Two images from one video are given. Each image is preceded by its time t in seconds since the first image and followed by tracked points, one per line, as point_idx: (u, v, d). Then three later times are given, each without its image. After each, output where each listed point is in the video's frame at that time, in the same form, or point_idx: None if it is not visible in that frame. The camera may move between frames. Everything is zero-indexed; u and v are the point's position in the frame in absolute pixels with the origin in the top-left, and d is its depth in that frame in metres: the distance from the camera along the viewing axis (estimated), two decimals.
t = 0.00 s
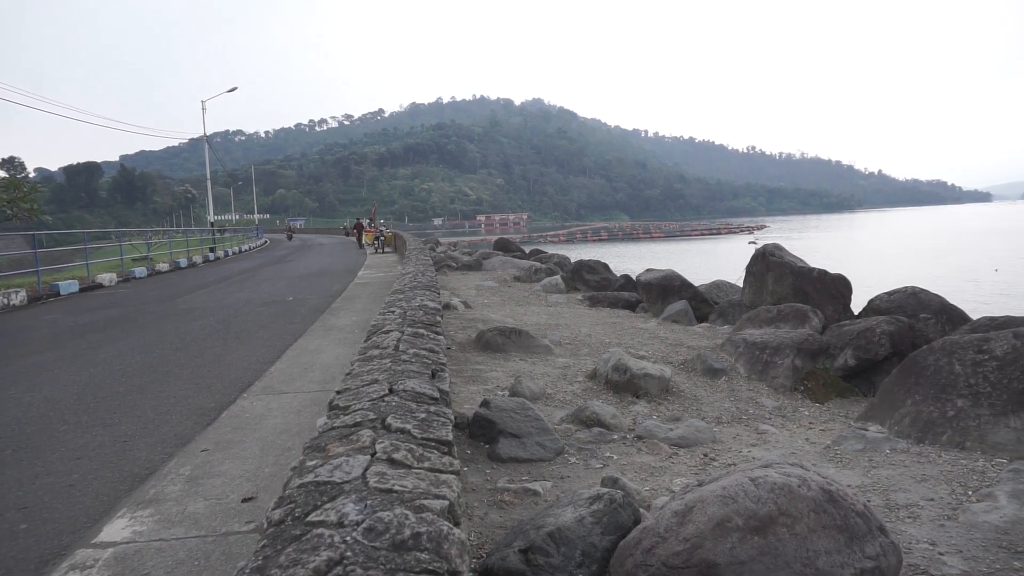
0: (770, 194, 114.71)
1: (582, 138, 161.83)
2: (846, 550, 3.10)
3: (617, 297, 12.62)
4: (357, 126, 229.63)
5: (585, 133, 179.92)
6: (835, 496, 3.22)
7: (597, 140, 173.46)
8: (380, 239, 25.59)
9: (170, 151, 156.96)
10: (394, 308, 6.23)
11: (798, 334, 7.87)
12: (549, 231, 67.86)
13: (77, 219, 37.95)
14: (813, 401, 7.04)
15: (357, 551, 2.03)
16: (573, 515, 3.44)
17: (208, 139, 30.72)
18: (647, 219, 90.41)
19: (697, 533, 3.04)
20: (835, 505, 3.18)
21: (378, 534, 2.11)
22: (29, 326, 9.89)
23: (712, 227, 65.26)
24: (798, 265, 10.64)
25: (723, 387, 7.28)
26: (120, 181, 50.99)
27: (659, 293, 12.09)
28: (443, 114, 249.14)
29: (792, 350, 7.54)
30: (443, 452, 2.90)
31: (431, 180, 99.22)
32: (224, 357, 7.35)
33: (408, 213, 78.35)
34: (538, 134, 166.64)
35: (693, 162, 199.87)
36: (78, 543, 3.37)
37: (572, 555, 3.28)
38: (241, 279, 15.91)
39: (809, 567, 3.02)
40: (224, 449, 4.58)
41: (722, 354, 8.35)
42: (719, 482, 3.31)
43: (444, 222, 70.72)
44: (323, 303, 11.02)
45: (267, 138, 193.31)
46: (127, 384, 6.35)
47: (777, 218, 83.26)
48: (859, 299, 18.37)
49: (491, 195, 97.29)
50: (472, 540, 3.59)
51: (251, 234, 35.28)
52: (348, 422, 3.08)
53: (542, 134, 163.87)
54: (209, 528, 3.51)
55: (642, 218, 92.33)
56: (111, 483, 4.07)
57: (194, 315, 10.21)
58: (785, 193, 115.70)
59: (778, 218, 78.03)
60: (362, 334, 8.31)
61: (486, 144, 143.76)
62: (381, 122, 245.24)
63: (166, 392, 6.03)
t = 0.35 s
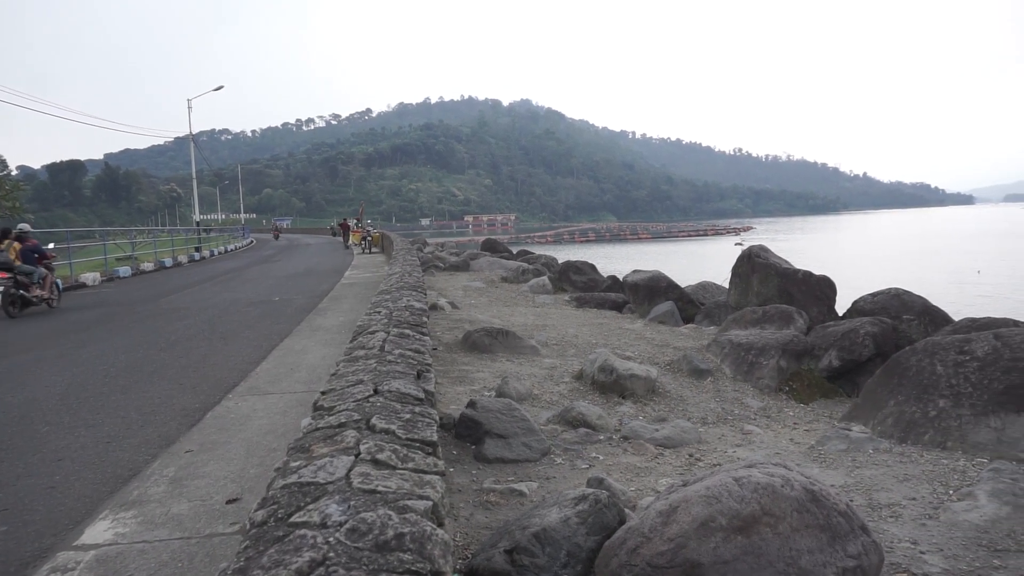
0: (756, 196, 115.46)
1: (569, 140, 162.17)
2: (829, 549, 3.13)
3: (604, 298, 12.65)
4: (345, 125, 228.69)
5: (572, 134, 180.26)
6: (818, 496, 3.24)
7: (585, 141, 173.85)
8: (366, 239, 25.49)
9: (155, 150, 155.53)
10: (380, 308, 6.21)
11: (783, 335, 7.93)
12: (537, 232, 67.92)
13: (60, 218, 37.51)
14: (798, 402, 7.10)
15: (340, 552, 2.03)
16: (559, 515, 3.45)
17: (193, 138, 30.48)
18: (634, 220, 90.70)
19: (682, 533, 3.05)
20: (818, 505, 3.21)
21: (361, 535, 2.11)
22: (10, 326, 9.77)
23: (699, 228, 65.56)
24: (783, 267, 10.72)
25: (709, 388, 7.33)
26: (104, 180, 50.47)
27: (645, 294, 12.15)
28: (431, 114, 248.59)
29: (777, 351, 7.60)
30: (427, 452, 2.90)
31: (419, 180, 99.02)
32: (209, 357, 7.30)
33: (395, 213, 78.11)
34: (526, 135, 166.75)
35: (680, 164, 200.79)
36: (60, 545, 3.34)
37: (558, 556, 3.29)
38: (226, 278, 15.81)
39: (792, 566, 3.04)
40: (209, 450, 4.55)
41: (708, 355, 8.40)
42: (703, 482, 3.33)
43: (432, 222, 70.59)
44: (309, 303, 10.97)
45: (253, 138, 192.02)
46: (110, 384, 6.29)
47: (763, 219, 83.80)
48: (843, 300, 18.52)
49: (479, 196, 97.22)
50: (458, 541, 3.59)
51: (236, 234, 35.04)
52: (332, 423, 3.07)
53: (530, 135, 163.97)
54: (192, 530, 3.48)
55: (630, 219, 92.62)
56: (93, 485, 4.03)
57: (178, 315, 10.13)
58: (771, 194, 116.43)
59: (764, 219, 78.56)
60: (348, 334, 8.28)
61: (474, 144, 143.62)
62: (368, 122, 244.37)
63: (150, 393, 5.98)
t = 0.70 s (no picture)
0: (744, 198, 116.25)
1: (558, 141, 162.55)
2: (813, 550, 3.15)
3: (592, 298, 12.68)
4: (333, 125, 227.99)
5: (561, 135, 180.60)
6: (803, 496, 3.27)
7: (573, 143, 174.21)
8: (355, 240, 25.43)
9: (141, 149, 154.30)
10: (367, 309, 6.20)
11: (770, 336, 7.98)
12: (526, 233, 67.97)
13: (45, 217, 37.09)
14: (784, 402, 7.15)
15: (324, 553, 2.02)
16: (545, 516, 3.46)
17: (180, 138, 30.28)
18: (623, 221, 90.97)
19: (667, 533, 3.07)
20: (803, 505, 3.24)
21: (346, 536, 2.11)
22: None
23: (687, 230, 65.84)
24: (770, 268, 10.79)
25: (696, 389, 7.36)
26: (90, 179, 50.01)
27: (634, 294, 12.20)
28: (421, 114, 248.66)
29: (763, 351, 7.65)
30: (414, 453, 2.89)
31: (408, 181, 98.81)
32: (195, 358, 7.25)
33: (384, 214, 77.87)
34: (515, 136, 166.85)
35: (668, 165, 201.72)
36: (42, 548, 3.31)
37: (545, 557, 3.29)
38: (214, 279, 15.71)
39: (777, 566, 3.07)
40: (195, 451, 4.52)
41: (695, 356, 8.44)
42: (688, 483, 3.34)
43: (421, 223, 70.47)
44: (297, 303, 10.93)
45: (241, 137, 190.90)
46: (94, 385, 6.24)
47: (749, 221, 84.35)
48: (829, 302, 18.64)
49: (468, 196, 97.19)
50: (446, 542, 3.58)
51: (224, 234, 34.82)
52: (318, 423, 3.06)
53: (519, 136, 164.06)
54: (178, 532, 3.46)
55: (619, 220, 92.91)
56: (76, 486, 4.00)
57: (165, 316, 10.06)
58: (759, 197, 117.13)
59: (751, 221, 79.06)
60: (336, 335, 8.26)
61: (463, 145, 143.54)
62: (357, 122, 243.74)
63: (135, 394, 5.93)
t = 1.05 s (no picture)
0: (732, 200, 116.89)
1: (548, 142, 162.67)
2: (800, 550, 3.17)
3: (582, 300, 12.71)
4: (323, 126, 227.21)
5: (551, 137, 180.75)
6: (789, 497, 3.29)
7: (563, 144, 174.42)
8: (344, 242, 25.34)
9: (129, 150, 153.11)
10: (356, 311, 6.18)
11: (758, 338, 8.02)
12: (516, 235, 67.90)
13: (31, 219, 36.75)
14: (772, 404, 7.19)
15: (311, 557, 2.02)
16: (534, 519, 3.46)
17: (168, 139, 30.07)
18: (612, 223, 91.21)
19: (655, 535, 3.07)
20: (790, 506, 3.25)
21: (333, 540, 2.10)
22: None
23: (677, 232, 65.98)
24: (758, 270, 10.84)
25: (685, 390, 7.39)
26: (76, 180, 49.61)
27: (623, 296, 12.23)
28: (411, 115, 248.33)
29: (752, 353, 7.68)
30: (401, 457, 2.89)
31: (398, 182, 98.62)
32: (183, 361, 7.20)
33: (373, 215, 77.67)
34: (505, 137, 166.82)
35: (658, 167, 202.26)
36: (27, 553, 3.28)
37: (533, 559, 3.30)
38: (202, 280, 15.61)
39: (763, 567, 3.08)
40: (182, 455, 4.49)
41: (684, 358, 8.47)
42: (676, 485, 3.35)
43: (410, 224, 70.31)
44: (286, 306, 10.88)
45: (229, 138, 189.83)
46: (80, 388, 6.19)
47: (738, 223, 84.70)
48: (817, 304, 18.75)
49: (458, 198, 97.08)
50: (434, 545, 3.58)
51: (212, 236, 34.61)
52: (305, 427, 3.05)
53: (509, 137, 163.97)
54: (164, 536, 3.44)
55: (609, 222, 93.09)
56: (62, 490, 3.97)
57: (153, 318, 9.99)
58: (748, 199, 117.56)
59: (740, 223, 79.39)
60: (325, 337, 8.23)
61: (453, 147, 143.39)
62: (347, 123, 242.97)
63: (122, 397, 5.89)
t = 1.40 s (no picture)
0: (721, 204, 117.54)
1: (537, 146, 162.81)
2: (786, 554, 3.19)
3: (572, 305, 12.73)
4: (312, 130, 226.54)
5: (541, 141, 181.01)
6: (776, 501, 3.31)
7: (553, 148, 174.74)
8: (333, 246, 25.27)
9: (116, 153, 152.12)
10: (345, 316, 6.16)
11: (746, 342, 8.06)
12: (505, 239, 67.88)
13: (16, 222, 36.44)
14: (760, 407, 7.22)
15: (296, 564, 2.02)
16: (523, 523, 3.46)
17: (156, 143, 29.91)
18: (602, 227, 91.45)
19: (643, 539, 3.08)
20: (777, 509, 3.27)
21: (318, 546, 2.10)
22: None
23: (665, 236, 66.13)
24: (746, 275, 10.90)
25: (674, 394, 7.42)
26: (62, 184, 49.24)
27: (612, 301, 12.26)
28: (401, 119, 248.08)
29: (740, 357, 7.72)
30: (388, 462, 2.89)
31: (387, 186, 98.47)
32: (170, 366, 7.16)
33: (363, 219, 77.48)
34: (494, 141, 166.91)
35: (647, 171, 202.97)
36: (11, 561, 3.25)
37: (521, 564, 3.30)
38: (190, 285, 15.51)
39: (750, 571, 3.10)
40: (169, 461, 4.46)
41: (673, 362, 8.50)
42: (664, 489, 3.37)
43: (400, 228, 70.20)
44: (275, 310, 10.83)
45: (218, 142, 188.89)
46: (65, 394, 6.14)
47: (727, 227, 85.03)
48: (805, 308, 18.85)
49: (448, 202, 97.02)
50: (422, 551, 3.57)
51: (200, 240, 34.43)
52: (292, 433, 3.04)
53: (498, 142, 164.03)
54: (150, 543, 3.42)
55: (598, 226, 93.30)
56: (46, 497, 3.93)
57: (140, 323, 9.92)
58: (736, 203, 118.13)
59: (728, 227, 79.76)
60: (314, 342, 8.20)
61: (442, 151, 143.28)
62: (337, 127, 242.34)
63: (108, 402, 5.84)
